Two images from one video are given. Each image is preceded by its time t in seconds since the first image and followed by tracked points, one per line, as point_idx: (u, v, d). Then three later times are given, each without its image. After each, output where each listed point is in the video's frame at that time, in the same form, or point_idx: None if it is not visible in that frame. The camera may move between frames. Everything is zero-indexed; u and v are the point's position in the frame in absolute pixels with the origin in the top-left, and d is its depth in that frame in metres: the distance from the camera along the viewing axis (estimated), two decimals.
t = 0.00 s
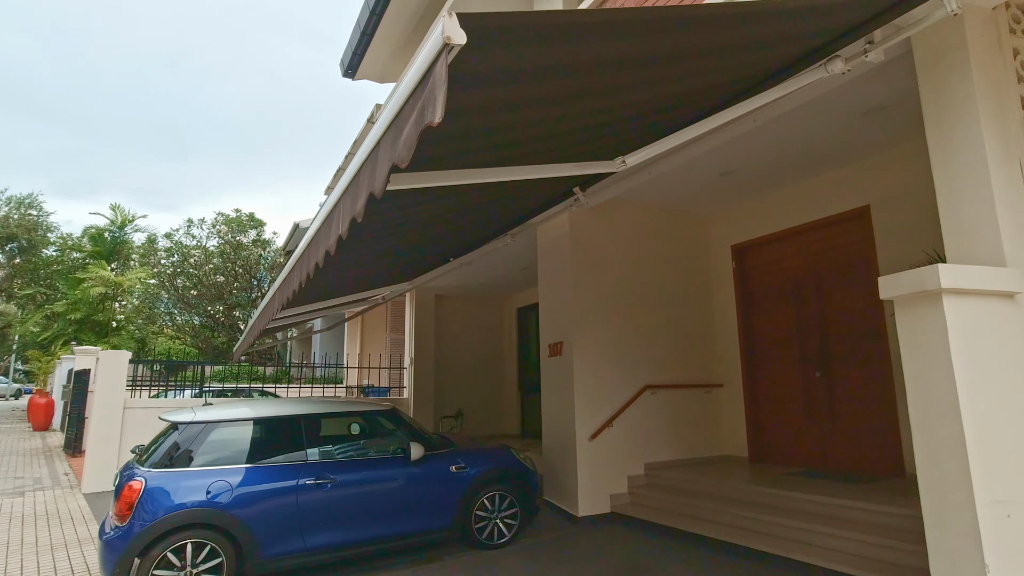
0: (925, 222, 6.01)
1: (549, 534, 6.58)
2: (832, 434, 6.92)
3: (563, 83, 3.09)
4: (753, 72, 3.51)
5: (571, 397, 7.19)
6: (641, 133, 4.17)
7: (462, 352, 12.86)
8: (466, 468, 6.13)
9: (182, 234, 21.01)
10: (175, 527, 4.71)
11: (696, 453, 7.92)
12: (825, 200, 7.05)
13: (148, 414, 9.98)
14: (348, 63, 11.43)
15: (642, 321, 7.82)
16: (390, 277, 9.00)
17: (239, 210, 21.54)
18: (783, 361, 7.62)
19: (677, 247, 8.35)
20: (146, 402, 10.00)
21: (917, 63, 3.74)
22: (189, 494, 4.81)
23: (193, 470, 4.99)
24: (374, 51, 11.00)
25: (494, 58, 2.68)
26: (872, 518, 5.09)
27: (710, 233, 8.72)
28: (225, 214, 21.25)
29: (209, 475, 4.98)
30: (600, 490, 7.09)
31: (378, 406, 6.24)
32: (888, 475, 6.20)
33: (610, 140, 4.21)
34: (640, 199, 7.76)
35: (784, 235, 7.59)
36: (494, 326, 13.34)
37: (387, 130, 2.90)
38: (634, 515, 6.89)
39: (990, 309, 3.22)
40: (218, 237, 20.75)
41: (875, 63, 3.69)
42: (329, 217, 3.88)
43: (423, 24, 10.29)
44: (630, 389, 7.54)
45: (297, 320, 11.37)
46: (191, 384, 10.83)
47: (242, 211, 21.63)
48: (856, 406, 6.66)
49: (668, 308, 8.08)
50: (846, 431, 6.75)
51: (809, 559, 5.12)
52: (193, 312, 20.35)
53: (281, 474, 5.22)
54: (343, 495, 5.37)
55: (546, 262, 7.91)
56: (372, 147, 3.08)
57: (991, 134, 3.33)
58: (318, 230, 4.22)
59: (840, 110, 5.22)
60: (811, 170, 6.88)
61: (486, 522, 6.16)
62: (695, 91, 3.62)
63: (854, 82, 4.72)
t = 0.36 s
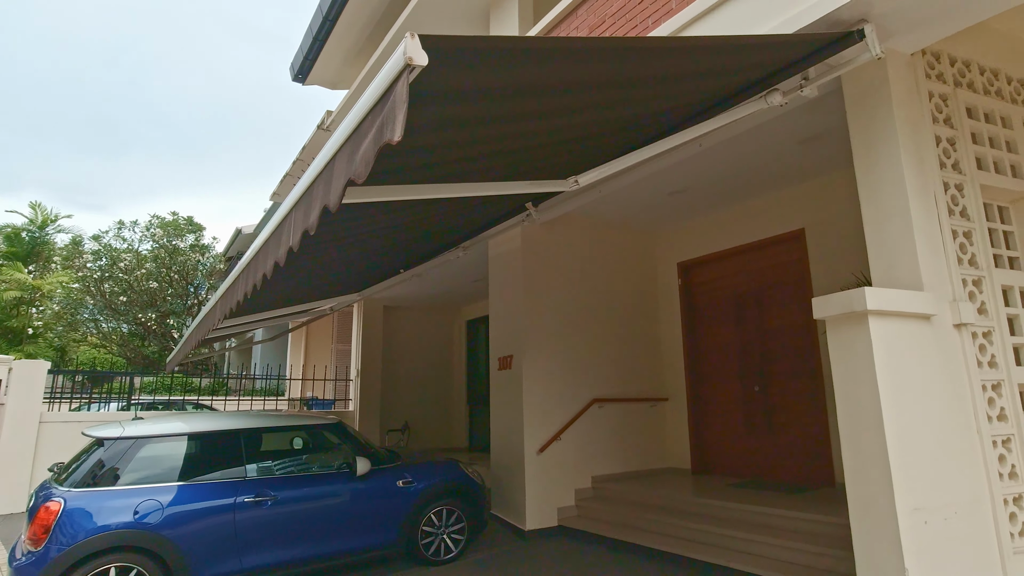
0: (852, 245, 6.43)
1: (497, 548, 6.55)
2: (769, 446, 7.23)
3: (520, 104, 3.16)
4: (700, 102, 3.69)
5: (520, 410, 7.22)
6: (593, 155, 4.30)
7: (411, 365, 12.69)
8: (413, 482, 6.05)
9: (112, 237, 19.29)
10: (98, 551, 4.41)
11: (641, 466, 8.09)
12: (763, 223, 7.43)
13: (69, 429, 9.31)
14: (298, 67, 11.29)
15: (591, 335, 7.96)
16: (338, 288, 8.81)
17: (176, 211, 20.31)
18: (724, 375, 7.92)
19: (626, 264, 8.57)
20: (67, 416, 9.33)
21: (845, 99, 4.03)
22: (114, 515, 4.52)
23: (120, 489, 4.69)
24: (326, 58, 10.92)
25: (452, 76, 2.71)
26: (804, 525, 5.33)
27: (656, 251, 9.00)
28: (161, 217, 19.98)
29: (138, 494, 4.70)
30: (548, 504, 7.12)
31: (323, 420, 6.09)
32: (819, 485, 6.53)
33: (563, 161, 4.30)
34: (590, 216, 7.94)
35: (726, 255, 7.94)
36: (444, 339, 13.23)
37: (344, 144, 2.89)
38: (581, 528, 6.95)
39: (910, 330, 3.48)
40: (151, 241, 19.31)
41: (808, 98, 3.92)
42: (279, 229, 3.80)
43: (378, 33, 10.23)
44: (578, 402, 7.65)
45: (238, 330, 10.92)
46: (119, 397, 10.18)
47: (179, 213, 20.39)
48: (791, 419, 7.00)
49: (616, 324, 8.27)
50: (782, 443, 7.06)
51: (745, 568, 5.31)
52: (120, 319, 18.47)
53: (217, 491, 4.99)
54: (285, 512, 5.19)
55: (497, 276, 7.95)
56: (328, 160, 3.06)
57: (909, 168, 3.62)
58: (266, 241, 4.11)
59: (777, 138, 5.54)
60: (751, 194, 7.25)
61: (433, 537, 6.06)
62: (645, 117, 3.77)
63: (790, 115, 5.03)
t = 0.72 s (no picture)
0: (785, 272, 6.81)
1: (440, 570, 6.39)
2: (708, 463, 7.47)
3: (474, 126, 3.20)
4: (646, 131, 3.85)
5: (466, 429, 7.18)
6: (543, 178, 4.40)
7: (354, 382, 12.39)
8: (355, 503, 5.87)
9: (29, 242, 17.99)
10: None
11: (585, 484, 8.17)
12: (704, 248, 7.75)
13: None
14: (245, 73, 11.00)
15: (537, 354, 8.04)
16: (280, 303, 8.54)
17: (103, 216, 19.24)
18: (667, 394, 8.15)
19: (573, 284, 8.73)
20: None
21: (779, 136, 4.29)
22: (21, 544, 4.15)
23: (29, 515, 4.32)
24: (275, 67, 10.70)
25: (407, 95, 2.73)
26: (739, 540, 5.52)
27: (602, 272, 9.22)
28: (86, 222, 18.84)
29: (50, 521, 4.34)
30: (492, 523, 7.07)
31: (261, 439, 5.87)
32: (755, 500, 6.78)
33: (514, 183, 4.37)
34: (539, 236, 8.06)
35: (668, 277, 8.22)
36: (390, 356, 13.00)
37: (297, 161, 2.87)
38: (525, 547, 6.92)
39: (836, 353, 3.71)
40: (74, 247, 18.13)
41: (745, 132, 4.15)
42: (222, 243, 3.68)
43: (330, 45, 10.12)
44: (524, 421, 7.68)
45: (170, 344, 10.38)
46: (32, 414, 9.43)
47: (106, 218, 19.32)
48: (728, 436, 7.27)
49: (562, 342, 8.38)
50: (720, 461, 7.31)
51: None
52: (34, 329, 17.04)
53: (141, 516, 4.69)
54: (215, 536, 4.92)
55: (446, 293, 7.93)
56: (278, 175, 3.02)
57: (835, 201, 3.89)
58: (207, 255, 3.98)
59: (717, 168, 5.83)
60: (692, 220, 7.57)
61: (374, 561, 5.83)
62: (595, 144, 3.90)
63: (728, 147, 5.31)
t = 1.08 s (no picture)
0: (726, 296, 7.08)
1: None
2: (651, 483, 7.60)
3: (427, 144, 3.19)
4: (596, 157, 3.94)
5: (411, 449, 7.02)
6: (495, 199, 4.42)
7: (294, 400, 11.93)
8: (292, 527, 5.60)
9: None
10: None
11: (530, 504, 8.13)
12: (650, 271, 7.97)
13: None
14: (188, 77, 10.57)
15: (485, 373, 8.00)
16: (217, 317, 8.16)
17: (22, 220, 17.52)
18: (613, 414, 8.26)
19: (522, 304, 8.77)
20: None
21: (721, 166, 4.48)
22: None
23: None
24: (222, 73, 10.37)
25: (360, 110, 2.70)
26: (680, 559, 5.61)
27: (551, 292, 9.30)
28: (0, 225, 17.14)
29: None
30: (436, 546, 6.91)
31: (191, 460, 5.55)
32: (696, 518, 6.93)
33: (465, 202, 4.37)
34: (490, 255, 8.08)
35: (615, 299, 8.39)
36: (334, 373, 12.62)
37: (241, 172, 2.78)
38: (468, 570, 6.79)
39: (773, 376, 3.86)
40: None
41: (689, 162, 4.32)
42: (156, 254, 3.51)
43: (281, 55, 9.90)
44: (471, 440, 7.59)
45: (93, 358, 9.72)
46: None
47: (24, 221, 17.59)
48: (671, 456, 7.42)
49: (510, 362, 8.38)
50: (664, 480, 7.45)
51: None
52: None
53: (49, 545, 4.26)
54: (134, 566, 4.53)
55: (394, 310, 7.80)
56: (221, 186, 2.92)
57: (773, 230, 4.09)
58: (139, 266, 3.77)
59: (664, 195, 6.03)
60: (639, 244, 7.78)
61: None
62: (547, 167, 3.96)
63: (674, 175, 5.51)
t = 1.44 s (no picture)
0: (669, 319, 7.28)
1: None
2: (595, 502, 7.64)
3: (378, 159, 3.14)
4: (547, 179, 4.00)
5: (351, 468, 6.80)
6: (445, 216, 4.39)
7: (228, 417, 11.35)
8: (219, 552, 5.18)
9: None
10: None
11: (473, 525, 8.01)
12: (597, 292, 8.10)
13: None
14: (124, 75, 10.00)
15: (430, 391, 7.88)
16: (146, 329, 7.69)
17: None
18: (558, 434, 8.28)
19: (470, 321, 8.73)
20: None
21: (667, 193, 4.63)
22: None
23: None
24: (163, 73, 9.94)
25: (308, 121, 2.64)
26: None
27: (499, 310, 9.30)
28: None
29: None
30: (374, 570, 6.67)
31: (108, 481, 5.18)
32: (636, 537, 7.01)
33: (414, 218, 4.32)
34: (439, 272, 8.01)
35: (562, 318, 8.47)
36: (272, 389, 12.12)
37: (179, 179, 2.68)
38: None
39: (711, 397, 3.99)
40: None
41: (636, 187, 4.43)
42: (79, 261, 3.30)
43: (227, 58, 9.59)
44: (413, 460, 7.43)
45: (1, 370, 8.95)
46: None
47: None
48: (615, 475, 7.51)
49: (456, 380, 8.30)
50: (607, 499, 7.52)
51: None
52: None
53: None
54: None
55: (338, 325, 7.59)
56: (156, 193, 2.79)
57: (713, 256, 4.25)
58: (58, 273, 3.53)
59: (612, 218, 6.17)
60: (587, 265, 7.91)
61: None
62: (498, 187, 3.97)
63: (621, 200, 5.66)
